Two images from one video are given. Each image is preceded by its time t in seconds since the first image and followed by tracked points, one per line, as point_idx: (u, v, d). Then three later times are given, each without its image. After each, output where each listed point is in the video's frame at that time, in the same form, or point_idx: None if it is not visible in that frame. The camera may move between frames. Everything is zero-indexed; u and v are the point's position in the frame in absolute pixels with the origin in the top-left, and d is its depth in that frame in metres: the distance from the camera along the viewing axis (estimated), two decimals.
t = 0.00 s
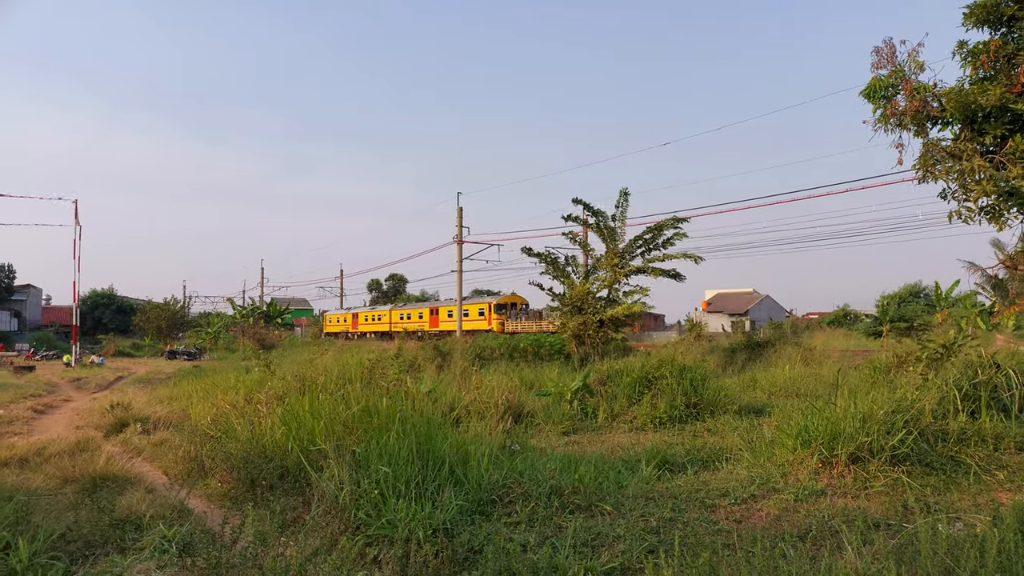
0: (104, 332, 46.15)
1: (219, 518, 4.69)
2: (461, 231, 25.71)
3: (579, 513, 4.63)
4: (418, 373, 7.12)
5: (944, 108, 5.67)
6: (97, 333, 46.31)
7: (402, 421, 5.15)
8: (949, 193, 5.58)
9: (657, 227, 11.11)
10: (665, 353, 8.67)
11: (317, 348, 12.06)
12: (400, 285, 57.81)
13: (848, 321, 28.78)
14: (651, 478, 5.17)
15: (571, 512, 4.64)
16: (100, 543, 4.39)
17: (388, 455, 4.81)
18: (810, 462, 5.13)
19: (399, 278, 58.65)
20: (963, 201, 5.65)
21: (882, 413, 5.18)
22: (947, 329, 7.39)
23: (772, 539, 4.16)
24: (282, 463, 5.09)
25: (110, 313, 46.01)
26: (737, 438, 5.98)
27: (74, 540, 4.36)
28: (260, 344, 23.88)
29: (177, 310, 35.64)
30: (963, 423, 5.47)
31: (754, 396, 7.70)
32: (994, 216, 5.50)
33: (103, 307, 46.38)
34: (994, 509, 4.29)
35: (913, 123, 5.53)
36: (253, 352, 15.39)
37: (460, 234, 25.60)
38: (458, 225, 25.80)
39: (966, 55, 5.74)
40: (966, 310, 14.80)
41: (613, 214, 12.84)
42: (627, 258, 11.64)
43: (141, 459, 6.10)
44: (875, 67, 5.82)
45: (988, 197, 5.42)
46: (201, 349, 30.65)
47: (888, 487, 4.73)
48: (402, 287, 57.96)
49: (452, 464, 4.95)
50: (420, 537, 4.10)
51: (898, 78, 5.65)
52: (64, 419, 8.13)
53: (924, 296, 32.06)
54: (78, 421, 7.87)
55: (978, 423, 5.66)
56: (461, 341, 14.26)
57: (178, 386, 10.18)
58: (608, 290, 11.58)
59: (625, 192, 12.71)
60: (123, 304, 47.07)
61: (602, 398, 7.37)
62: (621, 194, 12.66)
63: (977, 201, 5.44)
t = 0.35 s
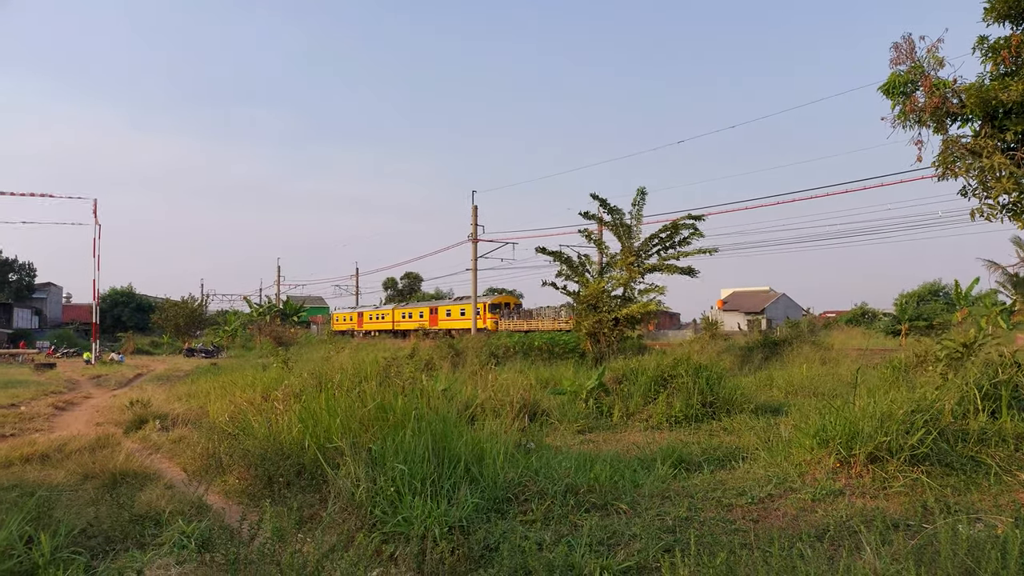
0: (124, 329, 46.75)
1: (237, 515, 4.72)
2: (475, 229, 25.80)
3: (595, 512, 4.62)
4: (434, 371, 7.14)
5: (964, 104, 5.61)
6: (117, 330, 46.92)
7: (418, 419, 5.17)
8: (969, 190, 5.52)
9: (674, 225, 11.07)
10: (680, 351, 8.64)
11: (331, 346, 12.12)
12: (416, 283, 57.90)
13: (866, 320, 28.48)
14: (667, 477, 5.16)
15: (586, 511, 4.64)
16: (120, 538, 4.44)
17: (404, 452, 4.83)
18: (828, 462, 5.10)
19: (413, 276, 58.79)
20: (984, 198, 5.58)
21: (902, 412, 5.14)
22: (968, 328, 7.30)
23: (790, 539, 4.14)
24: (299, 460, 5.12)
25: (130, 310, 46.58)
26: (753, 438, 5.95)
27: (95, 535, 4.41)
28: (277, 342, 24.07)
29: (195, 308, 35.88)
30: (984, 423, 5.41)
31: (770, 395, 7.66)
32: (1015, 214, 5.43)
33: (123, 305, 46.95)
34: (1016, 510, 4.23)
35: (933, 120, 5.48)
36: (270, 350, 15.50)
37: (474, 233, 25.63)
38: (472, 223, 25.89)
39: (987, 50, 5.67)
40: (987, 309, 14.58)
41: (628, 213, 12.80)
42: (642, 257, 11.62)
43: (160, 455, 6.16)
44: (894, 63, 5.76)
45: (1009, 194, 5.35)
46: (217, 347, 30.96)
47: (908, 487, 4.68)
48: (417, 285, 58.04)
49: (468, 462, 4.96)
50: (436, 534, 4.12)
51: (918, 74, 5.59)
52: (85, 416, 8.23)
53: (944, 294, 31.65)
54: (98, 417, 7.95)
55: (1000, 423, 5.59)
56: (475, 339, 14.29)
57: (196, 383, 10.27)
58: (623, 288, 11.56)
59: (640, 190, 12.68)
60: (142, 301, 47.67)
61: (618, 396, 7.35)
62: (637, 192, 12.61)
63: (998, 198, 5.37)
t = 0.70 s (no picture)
0: (145, 328, 47.37)
1: (256, 512, 4.76)
2: (491, 228, 25.86)
3: (612, 511, 4.61)
4: (450, 370, 7.16)
5: (987, 102, 5.53)
6: (137, 329, 47.55)
7: (435, 418, 5.18)
8: (992, 189, 5.45)
9: (691, 224, 11.02)
10: (697, 350, 8.61)
11: (347, 345, 12.18)
12: (433, 283, 57.98)
13: (887, 319, 28.16)
14: (684, 477, 5.13)
15: (603, 511, 4.63)
16: (141, 534, 4.49)
17: (421, 450, 4.84)
18: (847, 463, 5.06)
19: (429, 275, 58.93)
20: (1008, 196, 5.50)
21: (923, 413, 5.09)
22: (992, 328, 7.19)
23: (810, 541, 4.10)
24: (317, 458, 5.15)
25: (150, 309, 47.17)
26: (772, 438, 5.91)
27: (117, 531, 4.47)
28: (295, 340, 24.29)
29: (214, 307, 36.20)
30: (1007, 425, 5.33)
31: (789, 396, 7.60)
32: None
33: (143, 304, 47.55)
34: None
35: (955, 118, 5.42)
36: (289, 348, 15.62)
37: (490, 232, 25.69)
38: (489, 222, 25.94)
39: (1011, 47, 5.59)
40: (1012, 309, 14.35)
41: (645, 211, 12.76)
42: (659, 256, 11.59)
43: (180, 452, 6.23)
44: (916, 60, 5.70)
45: None
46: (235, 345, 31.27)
47: (929, 489, 4.63)
48: (434, 284, 58.02)
49: (485, 461, 4.97)
50: (453, 533, 4.13)
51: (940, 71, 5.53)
52: (107, 413, 8.33)
53: (967, 293, 31.21)
54: (119, 415, 8.04)
55: None
56: (490, 339, 14.30)
57: (214, 382, 10.36)
58: (640, 288, 11.52)
59: (656, 189, 12.64)
60: (162, 300, 48.27)
61: (634, 396, 7.32)
62: (654, 191, 12.56)
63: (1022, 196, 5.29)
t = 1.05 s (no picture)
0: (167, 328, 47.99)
1: (276, 510, 4.80)
2: (507, 228, 25.90)
3: (630, 512, 4.60)
4: (468, 370, 7.17)
5: (1010, 98, 5.46)
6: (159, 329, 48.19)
7: (452, 417, 5.20)
8: (1016, 186, 5.37)
9: (708, 223, 10.96)
10: (716, 351, 8.57)
11: (364, 345, 12.25)
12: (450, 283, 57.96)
13: (908, 319, 27.82)
14: (702, 478, 5.10)
15: (621, 511, 4.62)
16: (163, 532, 4.55)
17: (439, 450, 4.86)
18: (868, 465, 5.02)
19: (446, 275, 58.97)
20: None
21: (945, 414, 5.04)
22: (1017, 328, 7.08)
23: (830, 542, 4.07)
24: (335, 457, 5.19)
25: (172, 309, 47.77)
26: (791, 439, 5.86)
27: (139, 529, 4.52)
28: (312, 340, 24.48)
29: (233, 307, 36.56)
30: None
31: (809, 396, 7.54)
32: None
33: (164, 304, 48.16)
34: None
35: (977, 115, 5.36)
36: (307, 348, 15.74)
37: (507, 233, 25.72)
38: (505, 222, 25.95)
39: None
40: None
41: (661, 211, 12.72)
42: (677, 255, 11.56)
43: (201, 451, 6.29)
44: (937, 57, 5.64)
45: None
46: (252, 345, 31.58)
47: (951, 491, 4.57)
48: (451, 284, 57.99)
49: (502, 461, 4.97)
50: (471, 532, 4.14)
51: (962, 69, 5.47)
52: (129, 412, 8.43)
53: (989, 293, 30.75)
54: (141, 414, 8.14)
55: None
56: (506, 339, 14.31)
57: (233, 382, 10.46)
58: (657, 288, 11.49)
59: (672, 188, 12.60)
60: (183, 300, 48.87)
61: (652, 396, 7.30)
62: (669, 190, 12.52)
63: None
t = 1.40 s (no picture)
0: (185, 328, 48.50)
1: (294, 509, 4.83)
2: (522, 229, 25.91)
3: (646, 513, 4.58)
4: (483, 370, 7.19)
5: None
6: (177, 329, 48.74)
7: (468, 417, 5.21)
8: None
9: (725, 223, 10.91)
10: (733, 351, 8.54)
11: (379, 345, 12.30)
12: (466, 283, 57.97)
13: (929, 319, 27.53)
14: (720, 479, 5.07)
15: (638, 512, 4.60)
16: (183, 530, 4.59)
17: (455, 450, 4.87)
18: (887, 466, 4.97)
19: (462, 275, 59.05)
20: None
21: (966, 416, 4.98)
22: None
23: (849, 545, 4.03)
24: (352, 457, 5.21)
25: (190, 309, 48.25)
26: (809, 440, 5.81)
27: (159, 527, 4.57)
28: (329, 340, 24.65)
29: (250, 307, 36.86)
30: None
31: (827, 397, 7.49)
32: None
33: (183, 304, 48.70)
34: None
35: (999, 113, 5.29)
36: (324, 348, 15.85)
37: (524, 233, 25.76)
38: (520, 223, 25.95)
39: None
40: None
41: (677, 210, 12.66)
42: (693, 255, 11.50)
43: (219, 450, 6.35)
44: (958, 55, 5.57)
45: None
46: (269, 345, 31.83)
47: (972, 493, 4.52)
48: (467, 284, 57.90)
49: (518, 461, 4.97)
50: (487, 532, 4.15)
51: (984, 66, 5.39)
52: (148, 411, 8.52)
53: (1011, 293, 30.33)
54: (160, 413, 8.23)
55: None
56: (521, 339, 14.32)
57: (250, 381, 10.55)
58: (673, 288, 11.44)
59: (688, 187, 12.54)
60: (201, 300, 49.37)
61: (669, 397, 7.26)
62: (685, 190, 12.47)
63: None
